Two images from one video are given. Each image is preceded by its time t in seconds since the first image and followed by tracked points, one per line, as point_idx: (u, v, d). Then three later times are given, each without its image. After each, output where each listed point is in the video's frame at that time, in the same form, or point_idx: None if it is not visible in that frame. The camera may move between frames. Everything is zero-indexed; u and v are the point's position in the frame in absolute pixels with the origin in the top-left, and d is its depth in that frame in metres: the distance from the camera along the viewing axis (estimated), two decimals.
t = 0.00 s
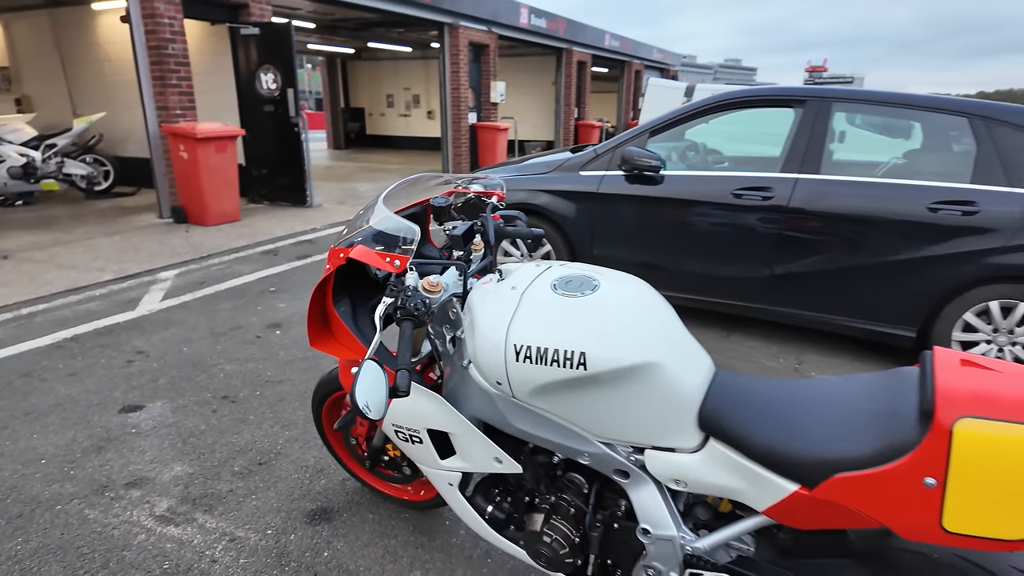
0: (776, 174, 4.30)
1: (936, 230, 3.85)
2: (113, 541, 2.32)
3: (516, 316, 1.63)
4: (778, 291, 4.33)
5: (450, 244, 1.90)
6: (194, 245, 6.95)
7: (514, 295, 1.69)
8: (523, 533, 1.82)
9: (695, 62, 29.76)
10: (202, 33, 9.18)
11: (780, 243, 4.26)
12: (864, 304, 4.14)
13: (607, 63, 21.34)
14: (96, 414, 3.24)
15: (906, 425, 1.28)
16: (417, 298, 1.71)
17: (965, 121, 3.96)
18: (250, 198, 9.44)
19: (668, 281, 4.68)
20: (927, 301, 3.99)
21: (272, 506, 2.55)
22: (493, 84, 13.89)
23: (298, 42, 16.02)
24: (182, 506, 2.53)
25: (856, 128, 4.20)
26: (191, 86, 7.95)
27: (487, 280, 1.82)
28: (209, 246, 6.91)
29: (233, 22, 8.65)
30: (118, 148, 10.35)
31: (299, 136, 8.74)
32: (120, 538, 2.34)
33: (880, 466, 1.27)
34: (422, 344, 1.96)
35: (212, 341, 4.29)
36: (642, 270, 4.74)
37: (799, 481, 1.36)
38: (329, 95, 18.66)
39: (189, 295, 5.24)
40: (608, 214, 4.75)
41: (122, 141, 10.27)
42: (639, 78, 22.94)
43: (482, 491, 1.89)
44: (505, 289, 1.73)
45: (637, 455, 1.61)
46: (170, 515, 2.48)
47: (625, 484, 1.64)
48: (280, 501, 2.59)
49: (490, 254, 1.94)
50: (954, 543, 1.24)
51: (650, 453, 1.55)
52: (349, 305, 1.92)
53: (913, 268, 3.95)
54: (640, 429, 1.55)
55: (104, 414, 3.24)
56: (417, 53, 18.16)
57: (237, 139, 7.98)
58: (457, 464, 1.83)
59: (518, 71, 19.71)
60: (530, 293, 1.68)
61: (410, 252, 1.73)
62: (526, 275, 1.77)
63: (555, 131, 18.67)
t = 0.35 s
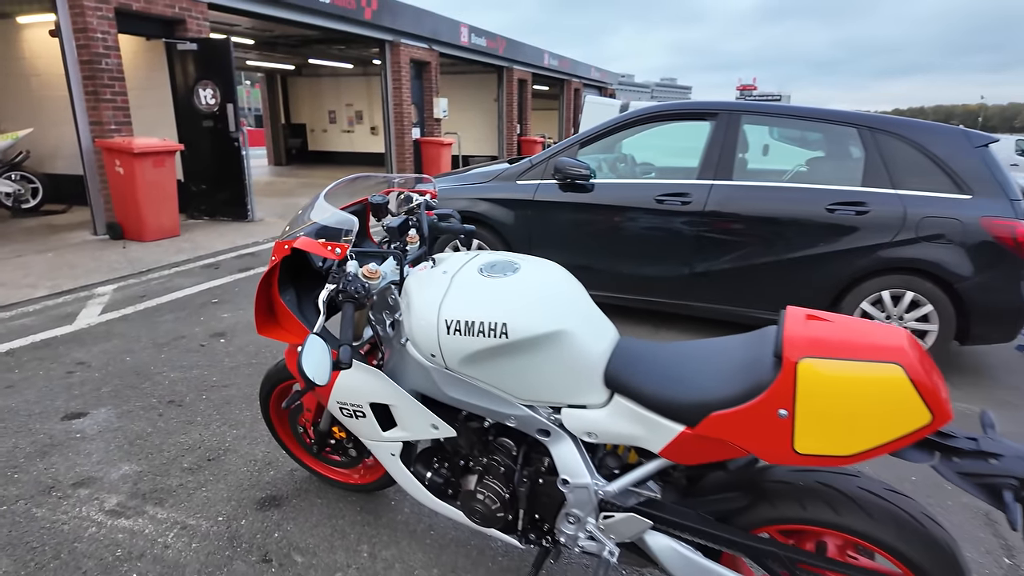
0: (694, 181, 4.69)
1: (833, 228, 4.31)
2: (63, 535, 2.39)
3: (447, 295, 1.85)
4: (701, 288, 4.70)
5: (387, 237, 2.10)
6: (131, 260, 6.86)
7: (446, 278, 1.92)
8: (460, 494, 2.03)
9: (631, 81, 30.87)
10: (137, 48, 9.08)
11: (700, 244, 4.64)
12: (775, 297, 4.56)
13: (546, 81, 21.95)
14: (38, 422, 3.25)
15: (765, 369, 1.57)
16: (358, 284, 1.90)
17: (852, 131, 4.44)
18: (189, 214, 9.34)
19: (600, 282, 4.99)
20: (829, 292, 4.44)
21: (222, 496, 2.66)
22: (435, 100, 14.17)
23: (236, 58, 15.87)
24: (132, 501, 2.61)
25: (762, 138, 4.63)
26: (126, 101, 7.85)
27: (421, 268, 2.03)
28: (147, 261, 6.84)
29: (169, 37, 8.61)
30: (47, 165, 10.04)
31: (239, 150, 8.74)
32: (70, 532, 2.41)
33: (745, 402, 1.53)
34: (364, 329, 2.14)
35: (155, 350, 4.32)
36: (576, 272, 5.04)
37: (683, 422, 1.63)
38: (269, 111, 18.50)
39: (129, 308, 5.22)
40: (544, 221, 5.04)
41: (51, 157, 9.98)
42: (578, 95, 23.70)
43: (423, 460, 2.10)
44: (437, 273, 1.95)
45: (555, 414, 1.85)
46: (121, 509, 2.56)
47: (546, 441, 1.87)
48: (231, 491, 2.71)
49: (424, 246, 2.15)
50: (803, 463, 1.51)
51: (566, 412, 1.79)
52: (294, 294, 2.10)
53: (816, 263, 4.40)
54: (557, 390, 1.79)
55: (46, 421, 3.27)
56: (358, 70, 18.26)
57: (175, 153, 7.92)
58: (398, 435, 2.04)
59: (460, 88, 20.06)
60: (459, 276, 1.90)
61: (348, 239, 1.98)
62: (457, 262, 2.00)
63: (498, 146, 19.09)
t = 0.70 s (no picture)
0: (642, 184, 5.01)
1: (768, 227, 4.67)
2: (41, 511, 2.54)
3: (400, 273, 2.10)
4: (650, 284, 5.01)
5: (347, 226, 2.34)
6: (96, 267, 6.91)
7: (400, 259, 2.16)
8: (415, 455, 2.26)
9: (596, 94, 31.56)
10: (101, 59, 9.12)
11: (648, 243, 4.95)
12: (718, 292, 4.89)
13: (513, 94, 22.36)
14: (10, 415, 3.37)
15: (669, 327, 1.85)
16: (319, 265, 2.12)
17: (785, 138, 4.82)
18: (154, 223, 9.37)
19: (557, 280, 5.28)
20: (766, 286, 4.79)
21: (194, 475, 2.84)
22: (402, 111, 14.42)
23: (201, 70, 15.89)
24: (107, 480, 2.77)
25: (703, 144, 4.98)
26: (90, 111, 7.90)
27: (378, 252, 2.26)
28: (113, 268, 6.90)
29: (134, 48, 8.64)
30: (8, 175, 9.97)
31: (206, 161, 8.85)
32: (48, 508, 2.56)
33: (652, 355, 1.82)
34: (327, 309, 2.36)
35: (124, 349, 4.44)
36: (534, 271, 5.31)
37: (603, 376, 1.89)
38: (235, 123, 18.50)
39: (97, 313, 5.31)
40: (503, 223, 5.31)
41: (12, 168, 9.91)
42: (544, 108, 24.22)
43: (382, 427, 2.33)
44: (393, 255, 2.19)
45: (498, 378, 2.09)
46: (96, 487, 2.72)
47: (490, 403, 2.11)
48: (202, 470, 2.88)
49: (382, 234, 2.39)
50: (701, 407, 1.79)
51: (507, 374, 2.04)
52: (261, 277, 2.31)
53: (753, 259, 4.75)
54: (497, 355, 2.04)
55: (19, 414, 3.38)
56: (325, 82, 18.41)
57: (140, 162, 7.99)
58: (359, 402, 2.28)
59: (427, 100, 20.34)
60: (411, 257, 2.15)
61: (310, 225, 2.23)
62: (410, 245, 2.24)
63: (465, 157, 19.40)
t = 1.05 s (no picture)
0: (610, 183, 5.16)
1: (730, 223, 4.85)
2: (17, 504, 2.56)
3: (372, 265, 2.19)
4: (618, 279, 5.16)
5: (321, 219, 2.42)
6: (64, 268, 6.83)
7: (371, 252, 2.24)
8: (389, 439, 2.35)
9: (570, 96, 31.82)
10: (67, 58, 8.99)
11: (617, 239, 5.10)
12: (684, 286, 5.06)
13: (487, 95, 22.48)
14: None
15: (627, 311, 1.98)
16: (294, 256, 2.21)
17: (747, 138, 5.00)
18: (123, 224, 9.26)
19: (529, 276, 5.40)
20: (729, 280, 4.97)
21: (170, 467, 2.88)
22: (376, 112, 14.43)
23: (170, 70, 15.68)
24: (82, 474, 2.80)
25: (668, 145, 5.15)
26: (56, 111, 7.79)
27: (350, 245, 2.34)
28: (81, 269, 6.83)
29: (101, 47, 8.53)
30: None
31: (176, 163, 8.79)
32: (24, 501, 2.59)
33: (610, 338, 1.94)
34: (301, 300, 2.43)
35: (95, 348, 4.43)
36: (506, 268, 5.43)
37: (566, 359, 2.01)
38: (205, 124, 18.29)
39: (66, 313, 5.26)
40: (475, 221, 5.41)
41: None
42: (518, 109, 24.38)
43: (356, 414, 2.42)
44: (365, 249, 2.28)
45: (468, 363, 2.19)
46: (72, 481, 2.75)
47: (461, 388, 2.21)
48: (178, 462, 2.93)
49: (354, 228, 2.46)
50: (657, 384, 1.92)
51: (478, 360, 2.14)
52: (236, 270, 2.38)
53: (717, 254, 4.93)
54: (467, 341, 2.14)
55: None
56: (297, 83, 18.29)
57: (109, 163, 7.91)
58: (333, 390, 2.36)
59: (401, 101, 20.34)
60: (382, 249, 2.24)
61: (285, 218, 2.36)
62: (382, 238, 2.33)
63: (439, 158, 19.46)
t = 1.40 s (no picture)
0: (598, 182, 5.22)
1: (716, 221, 4.93)
2: (10, 502, 2.56)
3: (369, 260, 2.22)
4: (607, 277, 5.22)
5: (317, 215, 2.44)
6: (49, 269, 6.76)
7: (367, 247, 2.27)
8: (385, 433, 2.39)
9: (556, 98, 31.91)
10: (50, 57, 8.89)
11: (605, 238, 5.16)
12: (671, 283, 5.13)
13: (473, 96, 22.51)
14: None
15: (620, 304, 2.03)
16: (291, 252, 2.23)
17: (732, 137, 5.08)
18: (108, 225, 9.17)
19: (518, 275, 5.44)
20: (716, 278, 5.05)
21: (164, 464, 2.89)
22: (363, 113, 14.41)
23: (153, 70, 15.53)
24: (75, 472, 2.80)
25: (654, 144, 5.22)
26: (39, 110, 7.71)
27: (346, 241, 2.37)
28: (66, 270, 6.76)
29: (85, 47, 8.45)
30: None
31: (162, 164, 8.74)
32: (17, 499, 2.58)
33: (604, 329, 1.99)
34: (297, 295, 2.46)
35: (84, 348, 4.41)
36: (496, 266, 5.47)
37: (560, 350, 2.06)
38: (190, 124, 18.14)
39: (53, 313, 5.22)
40: (465, 220, 5.45)
41: None
42: (504, 110, 24.45)
43: (352, 408, 2.45)
44: (361, 243, 2.30)
45: (463, 356, 2.23)
46: (65, 478, 2.75)
47: (457, 381, 2.24)
48: (172, 459, 2.94)
49: (350, 224, 2.49)
50: (649, 374, 1.97)
51: (474, 353, 2.17)
52: (232, 265, 2.40)
53: (704, 252, 5.00)
54: (462, 334, 2.18)
55: None
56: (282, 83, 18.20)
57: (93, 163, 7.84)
58: (330, 384, 2.39)
59: (387, 102, 20.32)
60: (378, 244, 2.27)
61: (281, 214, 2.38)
62: (377, 233, 2.35)
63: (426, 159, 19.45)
